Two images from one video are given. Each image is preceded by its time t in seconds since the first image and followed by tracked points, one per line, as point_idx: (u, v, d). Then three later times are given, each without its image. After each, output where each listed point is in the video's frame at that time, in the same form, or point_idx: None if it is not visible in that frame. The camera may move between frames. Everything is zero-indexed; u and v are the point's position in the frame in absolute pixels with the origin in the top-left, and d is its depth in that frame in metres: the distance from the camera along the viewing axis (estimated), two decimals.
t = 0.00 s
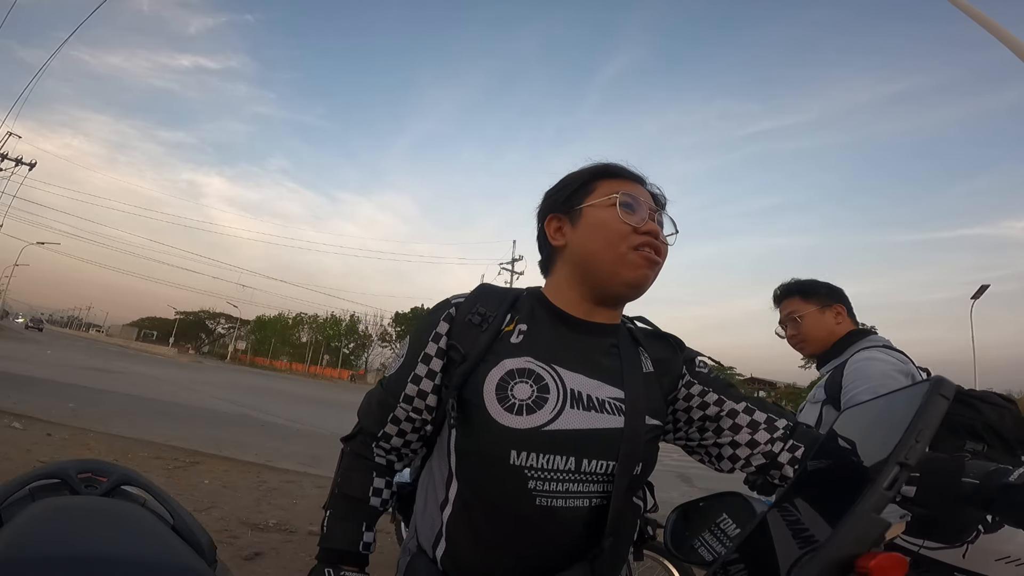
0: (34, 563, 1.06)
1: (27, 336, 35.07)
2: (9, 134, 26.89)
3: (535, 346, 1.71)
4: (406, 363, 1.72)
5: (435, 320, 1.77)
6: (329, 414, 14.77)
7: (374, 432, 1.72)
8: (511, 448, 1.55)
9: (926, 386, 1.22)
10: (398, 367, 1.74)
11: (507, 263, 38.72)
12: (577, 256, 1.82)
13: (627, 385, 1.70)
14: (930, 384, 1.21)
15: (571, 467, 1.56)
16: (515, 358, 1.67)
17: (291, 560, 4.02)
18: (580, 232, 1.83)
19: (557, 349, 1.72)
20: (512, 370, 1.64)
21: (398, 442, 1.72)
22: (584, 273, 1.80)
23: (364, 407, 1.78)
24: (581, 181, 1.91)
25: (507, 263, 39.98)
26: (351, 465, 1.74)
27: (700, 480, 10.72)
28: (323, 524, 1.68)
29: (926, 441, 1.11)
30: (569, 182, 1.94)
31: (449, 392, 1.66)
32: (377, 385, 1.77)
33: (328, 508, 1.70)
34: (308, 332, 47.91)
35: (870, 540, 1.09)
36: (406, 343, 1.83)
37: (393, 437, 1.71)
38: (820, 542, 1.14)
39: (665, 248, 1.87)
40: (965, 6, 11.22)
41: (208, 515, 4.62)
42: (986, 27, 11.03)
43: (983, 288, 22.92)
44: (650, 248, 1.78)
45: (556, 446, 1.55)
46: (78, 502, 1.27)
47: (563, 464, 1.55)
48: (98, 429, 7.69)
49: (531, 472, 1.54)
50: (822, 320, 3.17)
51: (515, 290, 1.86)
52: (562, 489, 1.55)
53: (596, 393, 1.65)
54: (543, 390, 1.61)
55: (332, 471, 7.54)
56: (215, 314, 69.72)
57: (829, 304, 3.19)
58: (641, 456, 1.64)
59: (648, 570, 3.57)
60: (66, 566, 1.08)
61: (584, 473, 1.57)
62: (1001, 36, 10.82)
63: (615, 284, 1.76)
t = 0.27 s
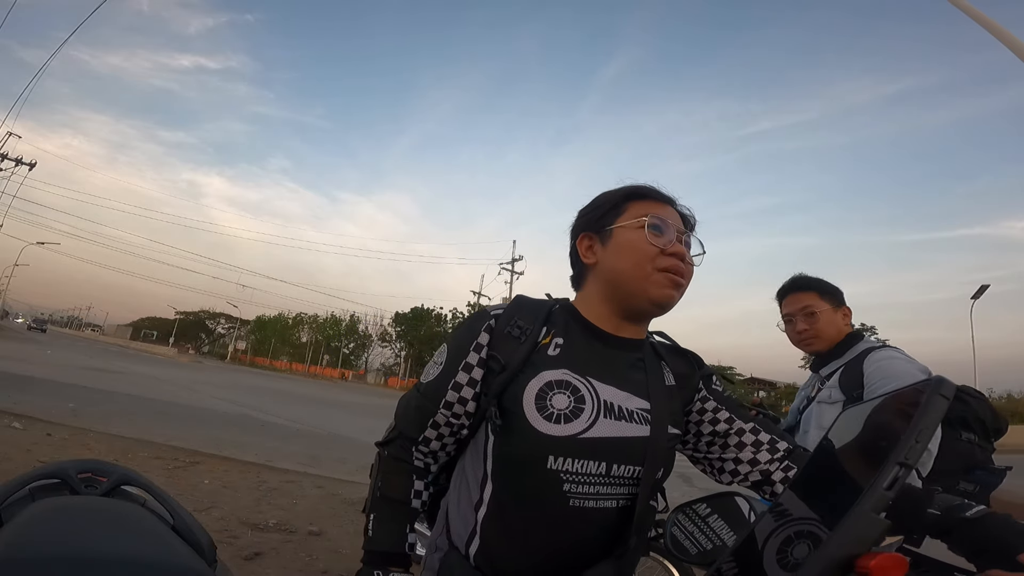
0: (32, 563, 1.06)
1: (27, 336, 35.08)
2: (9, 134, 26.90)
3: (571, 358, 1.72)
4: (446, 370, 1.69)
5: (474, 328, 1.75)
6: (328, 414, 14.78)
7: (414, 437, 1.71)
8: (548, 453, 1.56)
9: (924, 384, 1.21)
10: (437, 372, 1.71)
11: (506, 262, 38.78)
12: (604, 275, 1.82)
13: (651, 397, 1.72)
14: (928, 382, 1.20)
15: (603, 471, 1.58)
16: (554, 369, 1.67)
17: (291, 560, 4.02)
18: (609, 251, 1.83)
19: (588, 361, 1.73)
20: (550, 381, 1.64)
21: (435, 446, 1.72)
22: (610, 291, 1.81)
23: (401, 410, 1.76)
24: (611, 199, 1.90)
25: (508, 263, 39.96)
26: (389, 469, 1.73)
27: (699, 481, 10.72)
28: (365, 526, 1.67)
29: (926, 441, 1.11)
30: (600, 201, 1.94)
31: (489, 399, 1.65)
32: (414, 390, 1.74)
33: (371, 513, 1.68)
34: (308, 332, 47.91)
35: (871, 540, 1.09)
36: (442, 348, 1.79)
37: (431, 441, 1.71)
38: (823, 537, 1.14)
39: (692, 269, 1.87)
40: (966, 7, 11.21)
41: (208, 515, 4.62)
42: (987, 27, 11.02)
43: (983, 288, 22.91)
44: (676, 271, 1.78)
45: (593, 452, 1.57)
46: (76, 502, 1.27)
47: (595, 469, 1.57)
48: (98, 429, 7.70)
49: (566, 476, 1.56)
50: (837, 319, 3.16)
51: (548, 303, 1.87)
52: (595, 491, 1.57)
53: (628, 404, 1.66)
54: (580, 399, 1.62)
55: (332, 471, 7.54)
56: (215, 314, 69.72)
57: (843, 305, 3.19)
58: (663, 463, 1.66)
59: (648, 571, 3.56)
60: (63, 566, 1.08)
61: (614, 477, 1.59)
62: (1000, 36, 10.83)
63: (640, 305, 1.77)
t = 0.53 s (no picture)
0: (30, 563, 1.06)
1: (26, 336, 35.08)
2: (8, 134, 26.90)
3: (597, 359, 1.71)
4: (476, 370, 1.66)
5: (501, 329, 1.73)
6: (328, 414, 14.78)
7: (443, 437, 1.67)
8: (578, 448, 1.56)
9: (921, 384, 1.20)
10: (465, 375, 1.67)
11: (506, 262, 38.88)
12: (616, 284, 1.82)
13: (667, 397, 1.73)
14: (926, 382, 1.19)
15: (628, 466, 1.60)
16: (581, 369, 1.67)
17: (291, 560, 4.02)
18: (622, 260, 1.83)
19: (611, 360, 1.73)
20: (579, 380, 1.64)
21: (461, 446, 1.69)
22: (622, 299, 1.81)
23: (425, 412, 1.71)
24: (623, 211, 1.90)
25: (508, 263, 39.95)
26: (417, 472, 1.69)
27: (699, 481, 10.72)
28: (398, 531, 1.62)
29: (926, 441, 1.10)
30: (616, 209, 1.93)
31: (518, 398, 1.64)
32: (441, 391, 1.70)
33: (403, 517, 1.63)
34: (308, 332, 47.90)
35: (873, 539, 1.10)
36: (465, 349, 1.75)
37: (459, 441, 1.68)
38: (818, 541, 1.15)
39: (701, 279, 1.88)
40: (965, 7, 11.21)
41: (208, 515, 4.62)
42: (987, 27, 11.02)
43: (983, 288, 22.82)
44: (687, 279, 1.79)
45: (621, 448, 1.58)
46: (76, 502, 1.27)
47: (622, 464, 1.59)
48: (98, 429, 7.69)
49: (596, 471, 1.57)
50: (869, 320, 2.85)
51: (567, 304, 1.85)
52: (620, 484, 1.59)
53: (648, 403, 1.68)
54: (608, 398, 1.62)
55: (332, 470, 7.54)
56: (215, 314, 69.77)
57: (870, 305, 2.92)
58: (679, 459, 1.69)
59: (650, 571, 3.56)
60: (62, 565, 1.08)
61: (638, 471, 1.61)
62: (999, 35, 10.83)
63: (652, 311, 1.78)
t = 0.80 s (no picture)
0: (32, 563, 1.06)
1: (26, 336, 35.08)
2: (9, 134, 26.90)
3: (604, 357, 1.72)
4: (487, 372, 1.65)
5: (510, 330, 1.72)
6: (328, 414, 14.79)
7: (456, 440, 1.67)
8: (593, 443, 1.57)
9: (920, 384, 1.20)
10: (476, 378, 1.66)
11: (506, 262, 38.86)
12: (616, 289, 1.83)
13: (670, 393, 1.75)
14: (927, 383, 1.19)
15: (641, 459, 1.61)
16: (590, 367, 1.68)
17: (291, 560, 4.03)
18: (621, 265, 1.83)
19: (618, 359, 1.74)
20: (589, 378, 1.65)
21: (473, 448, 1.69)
22: (621, 303, 1.82)
23: (437, 416, 1.71)
24: (621, 217, 1.91)
25: (508, 263, 39.97)
26: (430, 476, 1.68)
27: (699, 480, 10.73)
28: (414, 537, 1.60)
29: (926, 442, 1.11)
30: (614, 216, 1.93)
31: (530, 397, 1.64)
32: (453, 394, 1.69)
33: (418, 523, 1.62)
34: (308, 332, 47.89)
35: (874, 537, 1.10)
36: (472, 351, 1.74)
37: (471, 442, 1.68)
38: (815, 544, 1.15)
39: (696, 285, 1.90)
40: (966, 7, 11.23)
41: (208, 515, 4.62)
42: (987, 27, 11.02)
43: (982, 288, 22.85)
44: (684, 284, 1.80)
45: (634, 442, 1.60)
46: (76, 502, 1.27)
47: (634, 457, 1.60)
48: (98, 429, 7.69)
49: (610, 465, 1.57)
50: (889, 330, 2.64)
51: (567, 308, 1.84)
52: (633, 478, 1.60)
53: (655, 398, 1.69)
54: (618, 394, 1.63)
55: (332, 470, 7.54)
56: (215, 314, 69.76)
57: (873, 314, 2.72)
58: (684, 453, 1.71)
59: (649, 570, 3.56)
60: (63, 566, 1.08)
61: (650, 465, 1.62)
62: (999, 36, 10.85)
63: (650, 314, 1.79)
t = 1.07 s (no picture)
0: (33, 563, 1.06)
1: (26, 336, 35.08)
2: (8, 133, 26.89)
3: (596, 360, 1.71)
4: (482, 378, 1.64)
5: (503, 336, 1.71)
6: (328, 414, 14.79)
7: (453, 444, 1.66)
8: (587, 444, 1.57)
9: (921, 386, 1.20)
10: (471, 383, 1.64)
11: (506, 262, 38.86)
12: (604, 290, 1.83)
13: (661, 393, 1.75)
14: (927, 384, 1.18)
15: (634, 459, 1.61)
16: (582, 370, 1.67)
17: (291, 560, 4.03)
18: (609, 266, 1.83)
19: (609, 360, 1.73)
20: (581, 380, 1.65)
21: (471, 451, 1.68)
22: (609, 304, 1.82)
23: (433, 421, 1.69)
24: (609, 217, 1.90)
25: (508, 263, 39.95)
26: (429, 481, 1.66)
27: (699, 480, 10.72)
28: (414, 541, 1.58)
29: (925, 442, 1.10)
30: (602, 217, 1.93)
31: (524, 401, 1.63)
32: (449, 401, 1.68)
33: (419, 527, 1.59)
34: (308, 332, 47.88)
35: (874, 537, 1.09)
36: (465, 358, 1.73)
37: (468, 446, 1.67)
38: (816, 541, 1.15)
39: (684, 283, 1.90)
40: (965, 7, 11.21)
41: (208, 515, 4.62)
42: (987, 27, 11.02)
43: (983, 288, 22.83)
44: (671, 284, 1.80)
45: (626, 442, 1.60)
46: (77, 502, 1.27)
47: (628, 457, 1.60)
48: (98, 429, 7.69)
49: (604, 466, 1.57)
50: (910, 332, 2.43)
51: (558, 311, 1.84)
52: (628, 478, 1.60)
53: (647, 397, 1.69)
54: (610, 396, 1.63)
55: (332, 470, 7.54)
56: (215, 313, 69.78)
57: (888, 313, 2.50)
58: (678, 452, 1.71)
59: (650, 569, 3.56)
60: (64, 565, 1.08)
61: (643, 465, 1.62)
62: (999, 36, 10.84)
63: (638, 314, 1.79)
